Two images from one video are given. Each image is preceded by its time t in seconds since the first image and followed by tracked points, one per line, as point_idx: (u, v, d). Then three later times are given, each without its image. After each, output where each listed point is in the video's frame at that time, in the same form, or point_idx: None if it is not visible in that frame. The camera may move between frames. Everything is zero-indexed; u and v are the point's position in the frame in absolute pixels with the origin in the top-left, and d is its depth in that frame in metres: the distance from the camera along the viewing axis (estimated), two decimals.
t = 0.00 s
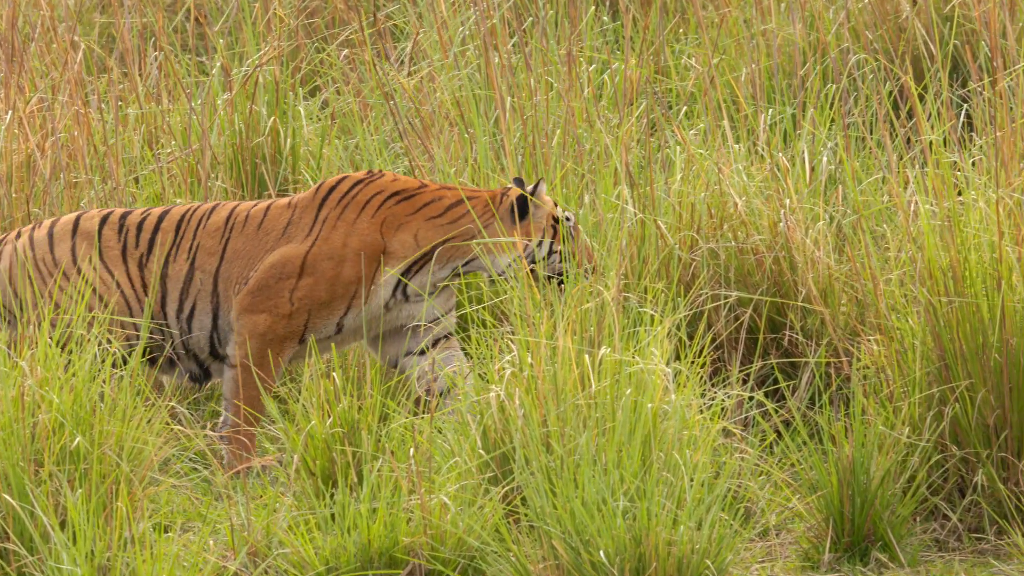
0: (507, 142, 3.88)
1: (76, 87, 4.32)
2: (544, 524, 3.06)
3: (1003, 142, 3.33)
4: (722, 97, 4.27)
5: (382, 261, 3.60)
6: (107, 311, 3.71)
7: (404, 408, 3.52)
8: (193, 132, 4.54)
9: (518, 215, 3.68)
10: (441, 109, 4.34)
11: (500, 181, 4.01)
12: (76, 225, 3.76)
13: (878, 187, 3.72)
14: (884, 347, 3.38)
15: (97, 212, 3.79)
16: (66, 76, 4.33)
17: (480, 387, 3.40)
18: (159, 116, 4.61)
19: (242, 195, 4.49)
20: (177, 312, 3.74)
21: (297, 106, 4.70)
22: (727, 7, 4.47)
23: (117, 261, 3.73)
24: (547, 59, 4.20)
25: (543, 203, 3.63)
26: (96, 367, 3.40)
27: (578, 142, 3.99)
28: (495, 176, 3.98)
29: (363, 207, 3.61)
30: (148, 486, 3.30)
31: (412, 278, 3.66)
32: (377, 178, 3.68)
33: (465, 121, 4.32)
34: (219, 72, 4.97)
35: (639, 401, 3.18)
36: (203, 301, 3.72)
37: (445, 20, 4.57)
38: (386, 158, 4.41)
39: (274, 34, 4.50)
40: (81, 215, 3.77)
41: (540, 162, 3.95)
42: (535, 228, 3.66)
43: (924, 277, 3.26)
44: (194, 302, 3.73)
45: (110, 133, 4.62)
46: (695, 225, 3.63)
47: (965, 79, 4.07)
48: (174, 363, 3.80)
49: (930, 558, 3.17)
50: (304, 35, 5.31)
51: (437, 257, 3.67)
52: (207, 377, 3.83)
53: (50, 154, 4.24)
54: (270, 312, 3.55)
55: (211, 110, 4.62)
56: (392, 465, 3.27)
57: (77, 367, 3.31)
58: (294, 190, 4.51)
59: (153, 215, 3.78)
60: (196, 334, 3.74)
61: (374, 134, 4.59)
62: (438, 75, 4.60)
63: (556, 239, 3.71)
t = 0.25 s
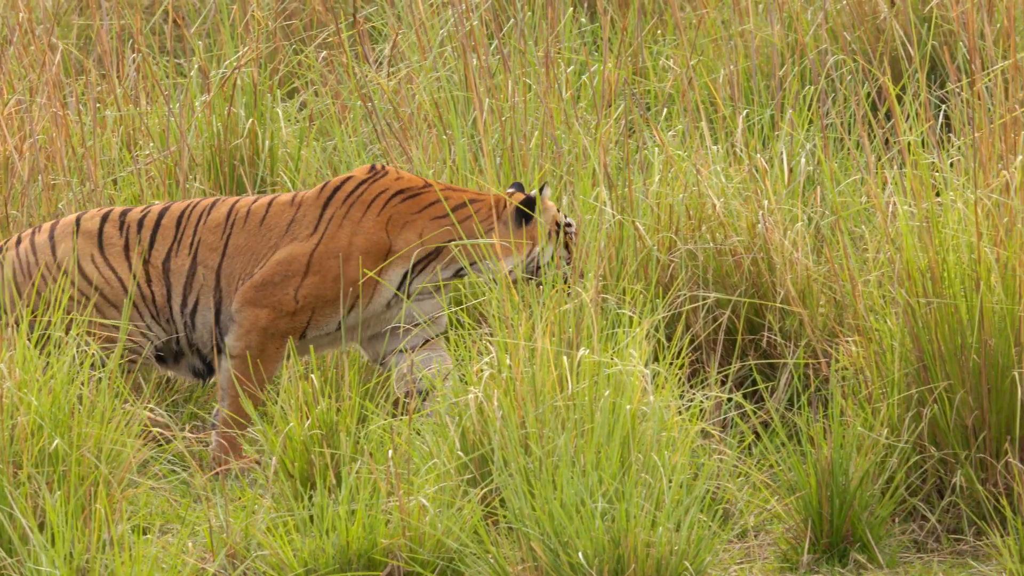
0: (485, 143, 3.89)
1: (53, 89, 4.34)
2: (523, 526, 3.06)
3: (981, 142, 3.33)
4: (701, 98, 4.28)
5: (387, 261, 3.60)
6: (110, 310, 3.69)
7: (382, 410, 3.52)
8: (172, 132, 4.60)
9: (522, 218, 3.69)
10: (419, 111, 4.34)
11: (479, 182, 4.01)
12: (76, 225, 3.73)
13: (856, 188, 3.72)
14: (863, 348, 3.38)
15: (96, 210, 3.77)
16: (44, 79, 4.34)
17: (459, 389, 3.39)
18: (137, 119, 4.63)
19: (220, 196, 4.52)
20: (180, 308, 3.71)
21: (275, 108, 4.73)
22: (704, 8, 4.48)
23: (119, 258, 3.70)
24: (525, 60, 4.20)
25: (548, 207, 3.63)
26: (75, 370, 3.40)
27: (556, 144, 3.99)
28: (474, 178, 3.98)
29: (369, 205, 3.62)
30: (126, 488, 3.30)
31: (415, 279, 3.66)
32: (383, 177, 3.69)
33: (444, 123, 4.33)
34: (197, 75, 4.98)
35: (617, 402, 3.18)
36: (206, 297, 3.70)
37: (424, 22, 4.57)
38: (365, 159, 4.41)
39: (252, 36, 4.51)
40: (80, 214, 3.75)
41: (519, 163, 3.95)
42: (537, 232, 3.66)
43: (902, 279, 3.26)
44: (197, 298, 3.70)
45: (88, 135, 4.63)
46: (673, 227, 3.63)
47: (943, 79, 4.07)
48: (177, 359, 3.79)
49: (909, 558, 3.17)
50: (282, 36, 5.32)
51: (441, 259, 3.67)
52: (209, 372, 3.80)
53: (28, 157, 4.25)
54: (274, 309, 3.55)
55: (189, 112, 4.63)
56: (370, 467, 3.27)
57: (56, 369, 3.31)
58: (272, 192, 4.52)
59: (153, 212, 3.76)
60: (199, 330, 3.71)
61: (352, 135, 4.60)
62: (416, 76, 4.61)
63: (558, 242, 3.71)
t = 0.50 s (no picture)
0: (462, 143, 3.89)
1: (30, 90, 4.29)
2: (500, 527, 3.06)
3: (957, 142, 3.34)
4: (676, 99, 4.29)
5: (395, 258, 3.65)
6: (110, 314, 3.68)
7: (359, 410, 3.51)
8: (149, 133, 4.59)
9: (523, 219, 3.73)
10: (396, 111, 4.33)
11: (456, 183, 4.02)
12: (73, 230, 3.71)
13: (832, 188, 3.73)
14: (840, 348, 3.38)
15: (92, 215, 3.74)
16: (20, 80, 4.32)
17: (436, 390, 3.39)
18: (113, 119, 4.62)
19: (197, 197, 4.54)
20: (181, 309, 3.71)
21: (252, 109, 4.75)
22: (680, 8, 4.49)
23: (118, 262, 3.68)
24: (501, 61, 4.21)
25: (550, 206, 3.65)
26: (52, 371, 3.40)
27: (533, 145, 4.00)
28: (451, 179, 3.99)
29: (375, 204, 3.66)
30: (103, 489, 3.29)
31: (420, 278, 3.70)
32: (387, 177, 3.72)
33: (420, 124, 4.34)
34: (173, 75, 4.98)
35: (595, 403, 3.18)
36: (206, 297, 3.70)
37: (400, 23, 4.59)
38: (341, 160, 4.42)
39: (229, 36, 4.51)
40: (77, 219, 3.73)
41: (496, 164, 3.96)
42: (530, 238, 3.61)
43: (880, 279, 3.27)
44: (197, 299, 3.70)
45: (64, 136, 4.63)
46: (650, 227, 3.63)
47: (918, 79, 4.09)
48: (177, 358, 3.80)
49: (886, 559, 3.16)
50: (259, 37, 5.33)
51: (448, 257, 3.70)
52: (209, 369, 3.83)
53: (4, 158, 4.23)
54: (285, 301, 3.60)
55: (166, 113, 4.64)
56: (348, 467, 3.26)
57: (33, 370, 3.31)
58: (249, 193, 4.53)
59: (150, 214, 3.74)
60: (200, 331, 3.72)
61: (329, 136, 4.61)
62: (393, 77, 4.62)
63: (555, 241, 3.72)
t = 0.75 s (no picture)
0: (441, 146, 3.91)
1: (8, 94, 4.32)
2: (479, 529, 3.05)
3: (936, 144, 3.35)
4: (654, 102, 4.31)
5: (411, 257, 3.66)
6: (111, 323, 3.65)
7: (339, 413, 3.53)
8: (128, 136, 4.60)
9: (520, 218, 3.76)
10: (375, 114, 4.34)
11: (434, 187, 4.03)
12: (73, 238, 3.69)
13: (810, 191, 3.75)
14: (819, 350, 3.39)
15: (91, 223, 3.73)
16: None
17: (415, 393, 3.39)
18: (92, 122, 4.63)
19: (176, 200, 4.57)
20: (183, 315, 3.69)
21: (231, 112, 4.78)
22: (657, 12, 4.50)
23: (118, 271, 3.66)
24: (480, 64, 4.23)
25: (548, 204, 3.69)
26: (31, 374, 3.39)
27: (512, 147, 4.01)
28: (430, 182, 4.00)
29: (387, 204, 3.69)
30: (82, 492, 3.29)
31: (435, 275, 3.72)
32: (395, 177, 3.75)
33: (399, 126, 4.35)
34: (152, 79, 5.00)
35: (573, 405, 3.18)
36: (211, 302, 3.69)
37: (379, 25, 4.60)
38: (321, 163, 4.43)
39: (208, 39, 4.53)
40: (76, 227, 3.71)
41: (475, 167, 3.97)
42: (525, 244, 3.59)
43: (858, 281, 3.27)
44: (202, 303, 3.69)
45: (43, 140, 4.64)
46: (629, 230, 3.68)
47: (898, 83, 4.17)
48: (178, 365, 3.78)
49: (865, 561, 3.17)
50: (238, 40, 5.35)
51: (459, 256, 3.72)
52: (211, 374, 3.81)
53: None
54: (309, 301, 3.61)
55: (145, 117, 4.65)
56: (327, 470, 3.26)
57: (12, 373, 3.30)
58: (228, 196, 4.54)
59: (150, 221, 3.73)
60: (203, 336, 3.71)
61: (308, 139, 4.62)
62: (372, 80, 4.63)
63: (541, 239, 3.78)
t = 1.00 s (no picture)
0: (423, 151, 3.91)
1: None
2: (462, 534, 3.05)
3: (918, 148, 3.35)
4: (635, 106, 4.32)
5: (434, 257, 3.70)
6: (113, 331, 3.65)
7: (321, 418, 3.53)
8: (110, 142, 4.62)
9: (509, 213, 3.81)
10: (357, 118, 4.35)
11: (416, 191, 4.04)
12: (75, 247, 3.70)
13: (793, 195, 3.76)
14: (801, 355, 3.39)
15: (94, 231, 3.73)
16: None
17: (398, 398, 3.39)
18: (73, 127, 4.64)
19: (158, 206, 4.58)
20: (189, 323, 3.67)
21: (213, 117, 4.80)
22: (638, 15, 4.52)
23: (120, 279, 3.66)
24: (462, 68, 4.24)
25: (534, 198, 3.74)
26: (13, 379, 3.39)
27: (494, 151, 4.02)
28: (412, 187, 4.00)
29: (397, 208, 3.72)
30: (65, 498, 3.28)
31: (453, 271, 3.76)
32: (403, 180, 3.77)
33: (381, 131, 4.36)
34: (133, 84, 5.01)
35: (556, 410, 3.18)
36: (220, 309, 3.66)
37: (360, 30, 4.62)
38: (303, 168, 4.44)
39: (189, 44, 4.54)
40: (79, 235, 3.71)
41: (457, 172, 3.97)
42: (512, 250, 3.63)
43: (841, 285, 3.27)
44: (210, 310, 3.66)
45: (24, 145, 4.65)
46: (611, 234, 3.68)
47: (879, 86, 4.19)
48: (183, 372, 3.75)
49: (849, 565, 3.17)
50: (220, 45, 5.37)
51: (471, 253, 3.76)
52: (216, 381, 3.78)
53: None
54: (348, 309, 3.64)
55: (127, 122, 4.66)
56: (310, 475, 3.26)
57: None
58: (210, 201, 4.55)
59: (154, 229, 3.72)
60: (210, 343, 3.69)
61: (290, 144, 4.64)
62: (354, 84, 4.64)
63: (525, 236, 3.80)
